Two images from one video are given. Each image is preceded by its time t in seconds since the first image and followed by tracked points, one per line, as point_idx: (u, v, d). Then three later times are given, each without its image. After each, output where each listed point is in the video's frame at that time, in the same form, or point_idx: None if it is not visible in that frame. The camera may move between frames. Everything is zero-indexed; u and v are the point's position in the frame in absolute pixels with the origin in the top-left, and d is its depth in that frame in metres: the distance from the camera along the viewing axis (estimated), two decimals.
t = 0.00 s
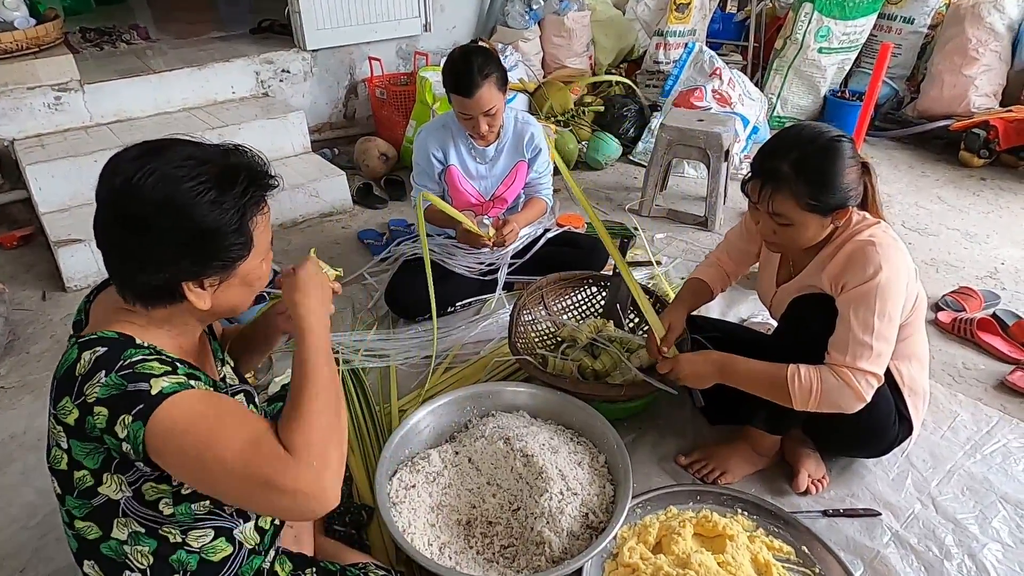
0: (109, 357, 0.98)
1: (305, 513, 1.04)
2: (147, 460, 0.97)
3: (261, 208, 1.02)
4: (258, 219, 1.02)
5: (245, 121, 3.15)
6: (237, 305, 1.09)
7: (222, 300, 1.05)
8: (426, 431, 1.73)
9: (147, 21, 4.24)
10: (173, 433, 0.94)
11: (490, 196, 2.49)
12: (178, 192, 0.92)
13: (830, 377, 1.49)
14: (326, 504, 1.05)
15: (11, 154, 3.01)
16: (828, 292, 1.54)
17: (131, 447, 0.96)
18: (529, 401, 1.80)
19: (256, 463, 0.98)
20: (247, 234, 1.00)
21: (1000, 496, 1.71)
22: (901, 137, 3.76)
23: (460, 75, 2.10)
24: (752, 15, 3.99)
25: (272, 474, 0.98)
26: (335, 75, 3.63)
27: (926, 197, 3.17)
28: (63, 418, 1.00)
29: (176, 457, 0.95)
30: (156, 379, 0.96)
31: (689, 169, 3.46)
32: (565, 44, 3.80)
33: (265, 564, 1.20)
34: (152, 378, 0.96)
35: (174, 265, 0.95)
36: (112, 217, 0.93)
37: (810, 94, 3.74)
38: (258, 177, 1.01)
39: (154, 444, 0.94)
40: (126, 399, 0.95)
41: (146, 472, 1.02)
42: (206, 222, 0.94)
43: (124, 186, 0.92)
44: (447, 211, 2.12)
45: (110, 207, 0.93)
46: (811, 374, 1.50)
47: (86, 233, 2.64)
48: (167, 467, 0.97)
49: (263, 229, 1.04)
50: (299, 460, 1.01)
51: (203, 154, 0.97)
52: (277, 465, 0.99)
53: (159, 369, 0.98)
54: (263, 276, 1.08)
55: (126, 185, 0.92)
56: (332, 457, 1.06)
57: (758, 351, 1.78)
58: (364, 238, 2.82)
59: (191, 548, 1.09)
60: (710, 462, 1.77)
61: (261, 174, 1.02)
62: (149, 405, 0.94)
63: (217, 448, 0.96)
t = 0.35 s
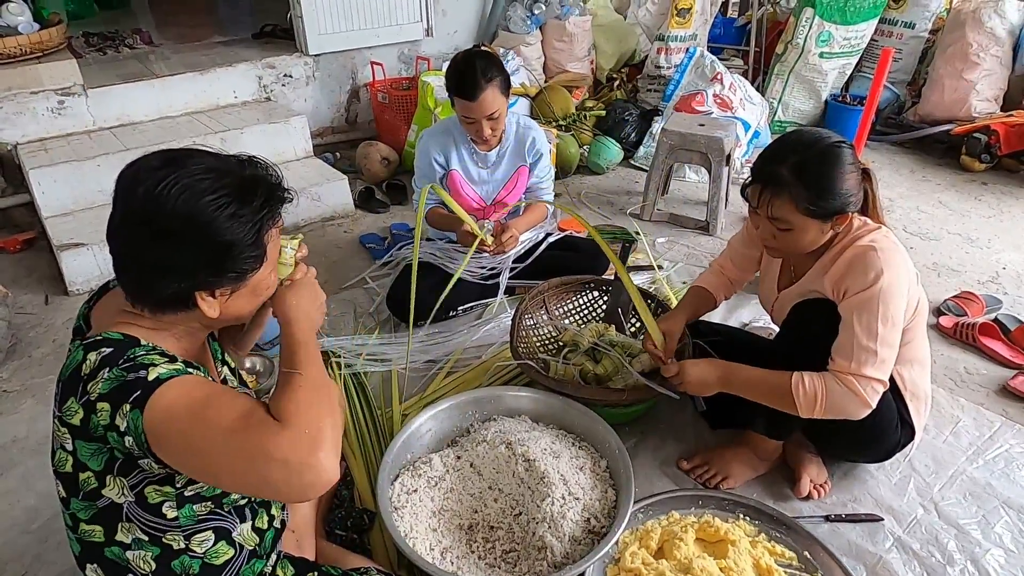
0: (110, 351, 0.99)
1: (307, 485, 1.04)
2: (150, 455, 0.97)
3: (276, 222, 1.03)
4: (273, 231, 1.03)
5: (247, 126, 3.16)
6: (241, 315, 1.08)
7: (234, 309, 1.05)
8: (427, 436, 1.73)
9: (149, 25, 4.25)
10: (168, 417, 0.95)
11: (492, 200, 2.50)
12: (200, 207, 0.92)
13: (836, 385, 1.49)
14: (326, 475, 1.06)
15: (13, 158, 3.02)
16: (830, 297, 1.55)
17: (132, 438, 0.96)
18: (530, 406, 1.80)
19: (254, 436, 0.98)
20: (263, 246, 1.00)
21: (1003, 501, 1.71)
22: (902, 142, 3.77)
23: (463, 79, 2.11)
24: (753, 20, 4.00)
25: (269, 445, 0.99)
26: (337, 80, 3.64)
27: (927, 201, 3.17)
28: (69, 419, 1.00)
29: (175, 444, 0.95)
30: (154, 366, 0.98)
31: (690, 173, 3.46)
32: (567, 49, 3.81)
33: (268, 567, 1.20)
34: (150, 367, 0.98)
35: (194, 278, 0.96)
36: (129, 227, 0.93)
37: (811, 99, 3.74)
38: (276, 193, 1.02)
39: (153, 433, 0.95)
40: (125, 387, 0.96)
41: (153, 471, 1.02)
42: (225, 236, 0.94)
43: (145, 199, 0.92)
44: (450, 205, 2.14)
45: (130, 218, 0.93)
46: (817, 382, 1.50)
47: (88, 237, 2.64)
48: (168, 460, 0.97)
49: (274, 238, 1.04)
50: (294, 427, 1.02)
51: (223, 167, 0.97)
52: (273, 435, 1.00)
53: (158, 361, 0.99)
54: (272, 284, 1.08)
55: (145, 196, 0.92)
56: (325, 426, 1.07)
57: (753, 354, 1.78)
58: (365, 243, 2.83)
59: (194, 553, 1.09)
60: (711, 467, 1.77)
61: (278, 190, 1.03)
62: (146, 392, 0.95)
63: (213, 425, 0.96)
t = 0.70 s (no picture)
0: (130, 359, 0.98)
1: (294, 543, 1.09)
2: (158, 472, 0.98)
3: (276, 224, 1.04)
4: (273, 232, 1.03)
5: (253, 124, 3.16)
6: (241, 313, 1.09)
7: (229, 308, 1.05)
8: (431, 434, 1.74)
9: (155, 23, 4.26)
10: (191, 457, 0.95)
11: (497, 199, 2.48)
12: (201, 205, 0.93)
13: (840, 384, 1.49)
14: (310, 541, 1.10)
15: (20, 155, 3.03)
16: (832, 297, 1.55)
17: (141, 453, 0.96)
18: (533, 405, 1.80)
19: (264, 496, 1.00)
20: (262, 249, 1.01)
21: (1006, 504, 1.71)
22: (908, 144, 3.76)
23: (469, 78, 2.11)
24: (759, 22, 3.99)
25: (275, 509, 1.02)
26: (342, 79, 3.65)
27: (932, 204, 3.17)
28: (77, 416, 1.00)
29: (189, 479, 0.96)
30: (180, 396, 0.96)
31: (695, 174, 3.46)
32: (572, 49, 3.81)
33: (271, 564, 1.20)
34: (177, 395, 0.96)
35: (191, 276, 0.96)
36: (131, 223, 0.94)
37: (817, 101, 3.74)
38: (277, 195, 1.02)
39: (170, 462, 0.95)
40: (148, 409, 0.95)
41: (151, 476, 1.01)
42: (225, 237, 0.95)
43: (146, 195, 0.92)
44: (457, 233, 2.15)
45: (130, 213, 0.93)
46: (821, 380, 1.50)
47: (94, 233, 2.65)
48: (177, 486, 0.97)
49: (275, 240, 1.05)
50: (298, 495, 1.05)
51: (226, 167, 0.97)
52: (281, 499, 1.02)
53: (184, 384, 0.98)
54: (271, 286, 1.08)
55: (149, 193, 0.92)
56: (323, 495, 1.11)
57: (758, 353, 1.78)
58: (370, 241, 2.83)
59: (198, 546, 1.10)
60: (714, 467, 1.77)
61: (280, 192, 1.03)
62: (172, 421, 0.95)
63: (233, 477, 0.97)
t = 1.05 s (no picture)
0: (135, 366, 0.98)
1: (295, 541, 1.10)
2: (159, 478, 0.98)
3: (281, 240, 1.03)
4: (275, 249, 1.03)
5: (255, 123, 3.16)
6: (231, 321, 1.09)
7: (219, 313, 1.05)
8: (431, 433, 1.73)
9: (158, 21, 4.26)
10: (193, 462, 0.95)
11: (499, 199, 2.49)
12: (207, 209, 0.93)
13: (839, 386, 1.49)
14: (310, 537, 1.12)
15: (22, 152, 3.03)
16: (833, 300, 1.55)
17: (141, 459, 0.96)
18: (533, 405, 1.80)
19: (267, 499, 1.01)
20: (260, 261, 1.00)
21: (1006, 507, 1.71)
22: (909, 146, 3.76)
23: (473, 78, 2.11)
24: (762, 23, 3.99)
25: (277, 510, 1.03)
26: (344, 78, 3.65)
27: (934, 206, 3.17)
28: (76, 417, 0.99)
29: (191, 485, 0.96)
30: (185, 405, 0.96)
31: (697, 175, 3.46)
32: (574, 49, 3.81)
33: (271, 563, 1.20)
34: (181, 403, 0.97)
35: (188, 276, 0.96)
36: (137, 219, 0.94)
37: (818, 103, 3.74)
38: (287, 211, 1.02)
39: (171, 468, 0.95)
40: (152, 416, 0.95)
41: (148, 480, 1.00)
42: (226, 244, 0.94)
43: (156, 191, 0.93)
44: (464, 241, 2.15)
45: (140, 208, 0.94)
46: (821, 382, 1.50)
47: (96, 231, 2.65)
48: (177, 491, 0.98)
49: (278, 255, 1.04)
50: (302, 496, 1.06)
51: (241, 174, 0.97)
52: (281, 502, 1.03)
53: (188, 392, 0.98)
54: (267, 299, 1.08)
55: (158, 192, 0.93)
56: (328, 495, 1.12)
57: (757, 354, 1.78)
58: (371, 240, 2.84)
59: (197, 545, 1.10)
60: (714, 468, 1.77)
61: (291, 209, 1.03)
62: (177, 430, 0.95)
63: (235, 481, 0.98)
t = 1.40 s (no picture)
0: (137, 375, 0.98)
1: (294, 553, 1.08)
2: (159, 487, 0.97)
3: (285, 244, 1.03)
4: (279, 254, 1.02)
5: (256, 124, 3.16)
6: (233, 326, 1.08)
7: (220, 318, 1.05)
8: (432, 435, 1.73)
9: (158, 23, 4.27)
10: (191, 466, 0.95)
11: (499, 200, 2.49)
12: (211, 212, 0.92)
13: (839, 386, 1.49)
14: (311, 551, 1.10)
15: (23, 154, 3.04)
16: (835, 300, 1.55)
17: (142, 467, 0.96)
18: (534, 407, 1.80)
19: (266, 506, 1.00)
20: (264, 266, 1.00)
21: (1008, 507, 1.70)
22: (910, 146, 3.76)
23: (475, 80, 2.11)
24: (762, 23, 3.99)
25: (275, 521, 1.01)
26: (345, 80, 3.65)
27: (935, 206, 3.17)
28: (77, 424, 0.99)
29: (188, 493, 0.96)
30: (187, 413, 0.97)
31: (697, 176, 3.46)
32: (574, 50, 3.81)
33: (273, 564, 1.19)
34: (184, 412, 0.97)
35: (191, 280, 0.96)
36: (142, 222, 0.94)
37: (819, 103, 3.74)
38: (292, 216, 1.02)
39: (171, 473, 0.95)
40: (153, 425, 0.95)
41: (148, 488, 1.00)
42: (230, 248, 0.94)
43: (162, 195, 0.93)
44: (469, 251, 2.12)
45: (146, 212, 0.94)
46: (821, 382, 1.50)
47: (97, 233, 2.66)
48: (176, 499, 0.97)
49: (281, 262, 1.04)
50: (302, 507, 1.05)
51: (248, 180, 0.97)
52: (280, 512, 1.02)
53: (190, 401, 0.98)
54: (268, 305, 1.07)
55: (163, 196, 0.93)
56: (329, 510, 1.10)
57: (756, 353, 1.78)
58: (371, 242, 2.84)
59: (198, 549, 1.10)
60: (716, 469, 1.77)
61: (296, 214, 1.03)
62: (178, 439, 0.95)
63: (234, 485, 0.97)
